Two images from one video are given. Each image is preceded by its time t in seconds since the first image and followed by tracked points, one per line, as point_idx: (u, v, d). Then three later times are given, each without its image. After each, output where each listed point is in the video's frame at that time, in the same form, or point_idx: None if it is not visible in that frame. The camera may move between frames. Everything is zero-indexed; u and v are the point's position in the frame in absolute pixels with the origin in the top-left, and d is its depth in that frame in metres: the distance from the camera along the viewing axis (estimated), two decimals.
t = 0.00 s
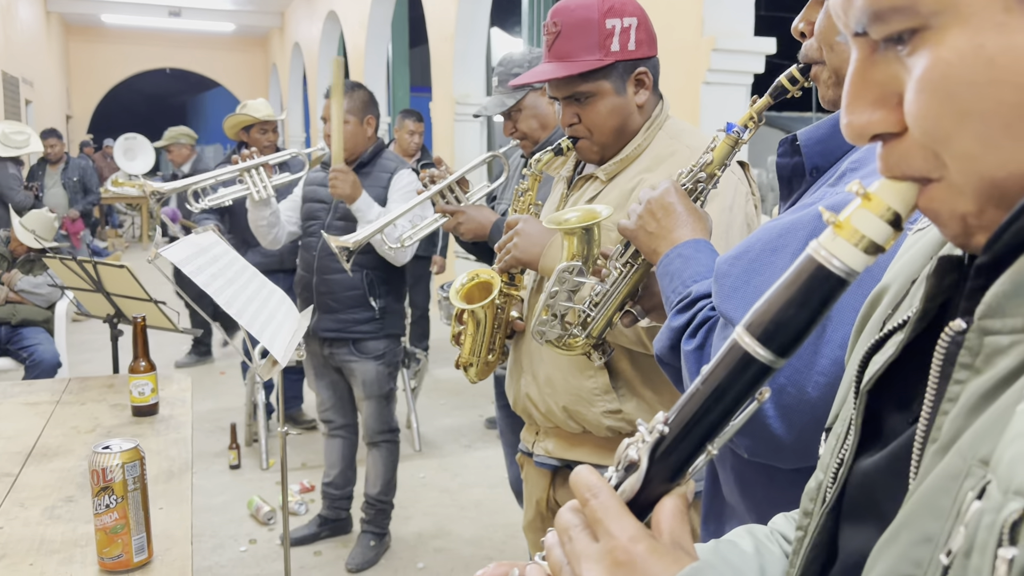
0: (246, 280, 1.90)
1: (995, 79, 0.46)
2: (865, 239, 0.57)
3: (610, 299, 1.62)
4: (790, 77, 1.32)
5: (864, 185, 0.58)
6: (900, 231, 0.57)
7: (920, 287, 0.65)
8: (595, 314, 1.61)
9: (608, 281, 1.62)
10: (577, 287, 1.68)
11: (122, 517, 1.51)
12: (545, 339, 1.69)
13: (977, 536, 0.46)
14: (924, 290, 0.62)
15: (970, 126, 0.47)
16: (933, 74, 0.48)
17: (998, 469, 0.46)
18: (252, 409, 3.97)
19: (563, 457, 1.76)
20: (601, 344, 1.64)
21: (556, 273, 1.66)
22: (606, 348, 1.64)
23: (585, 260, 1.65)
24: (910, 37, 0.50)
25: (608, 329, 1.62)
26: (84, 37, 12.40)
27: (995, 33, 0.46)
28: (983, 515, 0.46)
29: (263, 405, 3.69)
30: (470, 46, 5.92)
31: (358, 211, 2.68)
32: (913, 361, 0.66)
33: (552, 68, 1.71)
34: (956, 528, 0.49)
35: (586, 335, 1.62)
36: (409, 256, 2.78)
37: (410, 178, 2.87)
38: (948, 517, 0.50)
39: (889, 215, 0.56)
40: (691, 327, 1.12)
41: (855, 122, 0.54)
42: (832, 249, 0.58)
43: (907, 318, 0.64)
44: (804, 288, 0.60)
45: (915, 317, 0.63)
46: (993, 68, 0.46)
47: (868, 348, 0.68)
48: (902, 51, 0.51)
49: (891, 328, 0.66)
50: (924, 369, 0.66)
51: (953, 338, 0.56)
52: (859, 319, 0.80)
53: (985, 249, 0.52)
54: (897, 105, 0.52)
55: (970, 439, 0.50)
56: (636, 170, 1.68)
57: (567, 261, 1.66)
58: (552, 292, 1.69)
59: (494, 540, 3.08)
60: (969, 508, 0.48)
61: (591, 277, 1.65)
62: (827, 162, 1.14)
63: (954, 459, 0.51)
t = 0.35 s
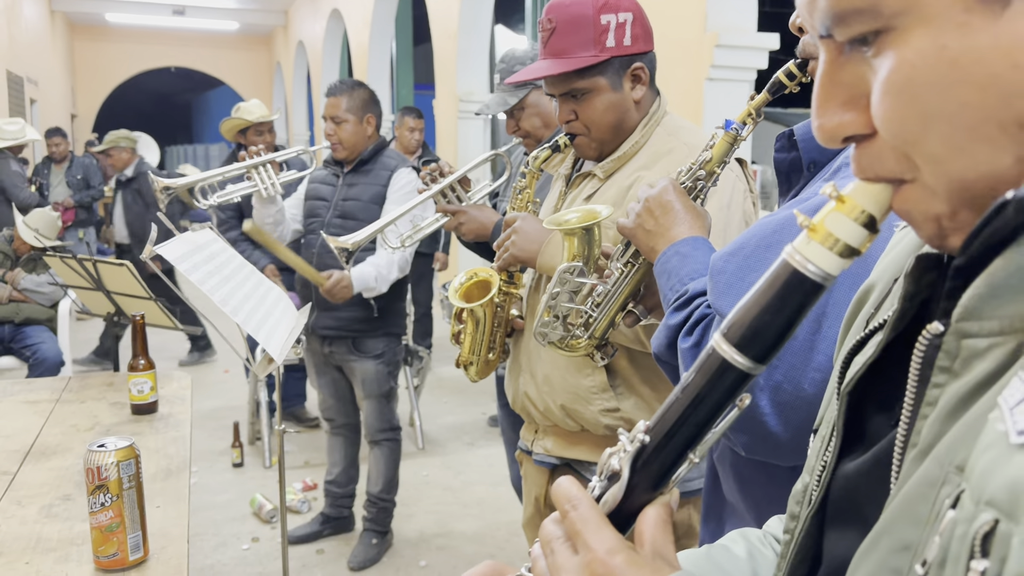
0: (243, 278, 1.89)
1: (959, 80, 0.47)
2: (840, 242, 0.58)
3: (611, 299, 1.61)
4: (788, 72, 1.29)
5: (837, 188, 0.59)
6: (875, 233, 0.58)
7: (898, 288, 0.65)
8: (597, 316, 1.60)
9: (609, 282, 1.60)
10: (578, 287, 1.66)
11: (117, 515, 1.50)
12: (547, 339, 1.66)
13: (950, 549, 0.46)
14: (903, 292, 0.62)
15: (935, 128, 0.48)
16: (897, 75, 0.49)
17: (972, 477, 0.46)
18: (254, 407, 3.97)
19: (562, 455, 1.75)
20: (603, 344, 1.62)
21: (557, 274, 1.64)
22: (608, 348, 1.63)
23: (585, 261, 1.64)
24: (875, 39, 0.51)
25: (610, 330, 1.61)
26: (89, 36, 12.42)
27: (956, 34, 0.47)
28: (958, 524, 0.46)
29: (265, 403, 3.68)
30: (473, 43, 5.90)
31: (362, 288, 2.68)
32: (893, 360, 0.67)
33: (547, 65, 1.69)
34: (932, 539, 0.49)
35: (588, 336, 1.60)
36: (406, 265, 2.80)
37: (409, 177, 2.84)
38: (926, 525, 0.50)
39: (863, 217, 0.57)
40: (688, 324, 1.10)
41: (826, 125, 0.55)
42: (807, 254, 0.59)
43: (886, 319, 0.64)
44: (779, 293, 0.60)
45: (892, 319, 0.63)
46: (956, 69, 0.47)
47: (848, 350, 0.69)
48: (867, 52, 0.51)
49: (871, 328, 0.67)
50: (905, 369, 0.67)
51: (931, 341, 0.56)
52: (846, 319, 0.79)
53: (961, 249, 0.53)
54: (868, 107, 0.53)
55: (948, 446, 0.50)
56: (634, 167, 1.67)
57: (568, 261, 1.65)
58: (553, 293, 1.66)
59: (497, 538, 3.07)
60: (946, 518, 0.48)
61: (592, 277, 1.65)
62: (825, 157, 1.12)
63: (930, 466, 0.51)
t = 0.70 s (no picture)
0: (245, 278, 1.89)
1: (936, 77, 0.49)
2: (826, 244, 0.60)
3: (613, 297, 1.59)
4: (790, 69, 1.27)
5: (823, 189, 0.62)
6: (863, 233, 0.60)
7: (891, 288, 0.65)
8: (599, 314, 1.58)
9: (612, 280, 1.59)
10: (580, 286, 1.65)
11: (119, 517, 1.50)
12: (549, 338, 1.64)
13: (932, 559, 0.45)
14: (896, 291, 0.62)
15: (915, 127, 0.50)
16: (876, 74, 0.51)
17: (953, 485, 0.45)
18: (262, 408, 3.97)
19: (564, 453, 1.74)
20: (606, 343, 1.61)
21: (558, 273, 1.63)
22: (611, 346, 1.61)
23: (587, 259, 1.64)
24: (854, 37, 0.53)
25: (612, 328, 1.59)
26: (98, 36, 12.49)
27: (932, 31, 0.48)
28: (939, 533, 0.45)
29: (274, 403, 3.69)
30: (481, 41, 5.90)
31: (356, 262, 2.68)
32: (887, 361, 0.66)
33: (555, 55, 1.69)
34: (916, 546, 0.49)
35: (590, 335, 1.59)
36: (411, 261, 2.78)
37: (413, 175, 2.83)
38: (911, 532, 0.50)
39: (849, 217, 0.59)
40: (688, 323, 1.09)
41: (810, 122, 0.59)
42: (794, 256, 0.62)
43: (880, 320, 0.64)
44: (765, 298, 0.63)
45: (885, 321, 0.63)
46: (933, 67, 0.49)
47: (843, 351, 0.68)
48: (848, 50, 0.54)
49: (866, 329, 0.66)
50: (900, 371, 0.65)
51: (919, 345, 0.57)
52: (845, 320, 0.78)
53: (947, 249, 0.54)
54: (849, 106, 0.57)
55: (933, 454, 0.49)
56: (640, 162, 1.65)
57: (569, 259, 1.64)
58: (555, 292, 1.66)
59: (504, 538, 3.06)
60: (929, 527, 0.46)
61: (593, 276, 1.64)
62: (827, 155, 1.10)
63: (918, 473, 0.50)
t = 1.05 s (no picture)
0: (264, 279, 1.90)
1: (957, 79, 0.49)
2: (849, 245, 0.61)
3: (630, 300, 1.59)
4: (804, 68, 1.26)
5: (844, 190, 0.62)
6: (883, 236, 0.61)
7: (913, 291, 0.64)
8: (615, 318, 1.58)
9: (628, 282, 1.59)
10: (596, 290, 1.65)
11: (140, 516, 1.51)
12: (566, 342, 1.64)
13: (956, 562, 0.45)
14: (918, 293, 0.61)
15: (936, 129, 0.50)
16: (896, 75, 0.51)
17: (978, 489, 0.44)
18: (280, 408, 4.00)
19: (577, 453, 1.73)
20: (623, 347, 1.61)
21: (573, 277, 1.63)
22: (628, 350, 1.61)
23: (603, 263, 1.63)
24: (874, 38, 0.53)
25: (629, 332, 1.59)
26: (116, 39, 12.62)
27: (953, 31, 0.48)
28: (963, 536, 0.44)
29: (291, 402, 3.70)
30: (496, 41, 5.90)
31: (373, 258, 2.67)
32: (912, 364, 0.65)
33: (573, 54, 1.68)
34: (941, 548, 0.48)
35: (608, 339, 1.58)
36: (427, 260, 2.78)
37: (427, 174, 2.83)
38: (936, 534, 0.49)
39: (871, 219, 0.60)
40: (704, 326, 1.08)
41: (830, 125, 0.58)
42: (815, 258, 0.62)
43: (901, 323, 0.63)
44: (786, 301, 0.63)
45: (906, 323, 0.62)
46: (954, 69, 0.48)
47: (865, 354, 0.68)
48: (867, 52, 0.53)
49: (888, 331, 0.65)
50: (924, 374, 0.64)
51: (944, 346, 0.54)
52: (867, 322, 0.77)
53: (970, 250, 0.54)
54: (870, 108, 0.56)
55: (956, 456, 0.49)
56: (656, 161, 1.64)
57: (585, 263, 1.64)
58: (571, 296, 1.65)
59: (521, 538, 3.06)
60: (952, 531, 0.46)
61: (609, 279, 1.63)
62: (843, 156, 1.09)
63: (941, 475, 0.50)
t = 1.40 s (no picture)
0: (283, 281, 1.92)
1: (992, 75, 0.46)
2: (873, 242, 0.57)
3: (640, 296, 1.59)
4: (817, 68, 1.25)
5: (870, 188, 0.59)
6: (910, 233, 0.57)
7: (933, 290, 0.64)
8: (625, 313, 1.57)
9: (638, 278, 1.59)
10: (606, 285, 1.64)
11: (162, 515, 1.53)
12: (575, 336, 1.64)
13: (993, 563, 0.45)
14: (940, 293, 0.61)
15: (968, 126, 0.47)
16: (927, 72, 0.48)
17: (1014, 490, 0.45)
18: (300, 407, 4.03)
19: (592, 453, 1.74)
20: (633, 341, 1.60)
21: (584, 272, 1.62)
22: (638, 344, 1.60)
23: (613, 259, 1.63)
24: (904, 36, 0.50)
25: (639, 327, 1.58)
26: (137, 44, 12.78)
27: (990, 28, 0.46)
28: (1000, 537, 0.45)
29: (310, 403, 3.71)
30: (511, 42, 5.91)
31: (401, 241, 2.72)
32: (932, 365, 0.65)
33: (585, 59, 1.67)
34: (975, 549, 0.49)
35: (617, 333, 1.58)
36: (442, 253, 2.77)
37: (443, 176, 2.86)
38: (968, 534, 0.50)
39: (897, 216, 0.56)
40: (715, 323, 1.08)
41: (856, 123, 0.54)
42: (840, 255, 0.59)
43: (922, 323, 0.63)
44: (810, 298, 0.60)
45: (930, 323, 0.62)
46: (990, 65, 0.46)
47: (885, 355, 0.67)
48: (897, 50, 0.51)
49: (909, 332, 0.65)
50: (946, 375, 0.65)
51: (970, 347, 0.54)
52: (883, 323, 0.77)
53: (999, 249, 0.52)
54: (899, 104, 0.52)
55: (988, 456, 0.49)
56: (669, 164, 1.64)
57: (595, 259, 1.63)
58: (581, 290, 1.65)
59: (538, 536, 3.07)
60: (987, 532, 0.47)
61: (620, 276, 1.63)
62: (856, 155, 1.08)
63: (971, 476, 0.50)
